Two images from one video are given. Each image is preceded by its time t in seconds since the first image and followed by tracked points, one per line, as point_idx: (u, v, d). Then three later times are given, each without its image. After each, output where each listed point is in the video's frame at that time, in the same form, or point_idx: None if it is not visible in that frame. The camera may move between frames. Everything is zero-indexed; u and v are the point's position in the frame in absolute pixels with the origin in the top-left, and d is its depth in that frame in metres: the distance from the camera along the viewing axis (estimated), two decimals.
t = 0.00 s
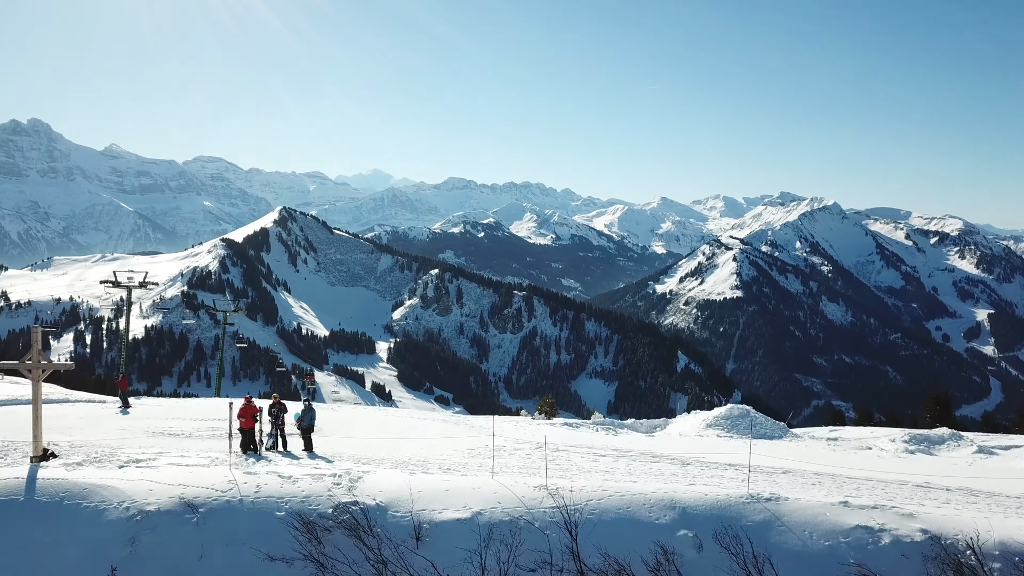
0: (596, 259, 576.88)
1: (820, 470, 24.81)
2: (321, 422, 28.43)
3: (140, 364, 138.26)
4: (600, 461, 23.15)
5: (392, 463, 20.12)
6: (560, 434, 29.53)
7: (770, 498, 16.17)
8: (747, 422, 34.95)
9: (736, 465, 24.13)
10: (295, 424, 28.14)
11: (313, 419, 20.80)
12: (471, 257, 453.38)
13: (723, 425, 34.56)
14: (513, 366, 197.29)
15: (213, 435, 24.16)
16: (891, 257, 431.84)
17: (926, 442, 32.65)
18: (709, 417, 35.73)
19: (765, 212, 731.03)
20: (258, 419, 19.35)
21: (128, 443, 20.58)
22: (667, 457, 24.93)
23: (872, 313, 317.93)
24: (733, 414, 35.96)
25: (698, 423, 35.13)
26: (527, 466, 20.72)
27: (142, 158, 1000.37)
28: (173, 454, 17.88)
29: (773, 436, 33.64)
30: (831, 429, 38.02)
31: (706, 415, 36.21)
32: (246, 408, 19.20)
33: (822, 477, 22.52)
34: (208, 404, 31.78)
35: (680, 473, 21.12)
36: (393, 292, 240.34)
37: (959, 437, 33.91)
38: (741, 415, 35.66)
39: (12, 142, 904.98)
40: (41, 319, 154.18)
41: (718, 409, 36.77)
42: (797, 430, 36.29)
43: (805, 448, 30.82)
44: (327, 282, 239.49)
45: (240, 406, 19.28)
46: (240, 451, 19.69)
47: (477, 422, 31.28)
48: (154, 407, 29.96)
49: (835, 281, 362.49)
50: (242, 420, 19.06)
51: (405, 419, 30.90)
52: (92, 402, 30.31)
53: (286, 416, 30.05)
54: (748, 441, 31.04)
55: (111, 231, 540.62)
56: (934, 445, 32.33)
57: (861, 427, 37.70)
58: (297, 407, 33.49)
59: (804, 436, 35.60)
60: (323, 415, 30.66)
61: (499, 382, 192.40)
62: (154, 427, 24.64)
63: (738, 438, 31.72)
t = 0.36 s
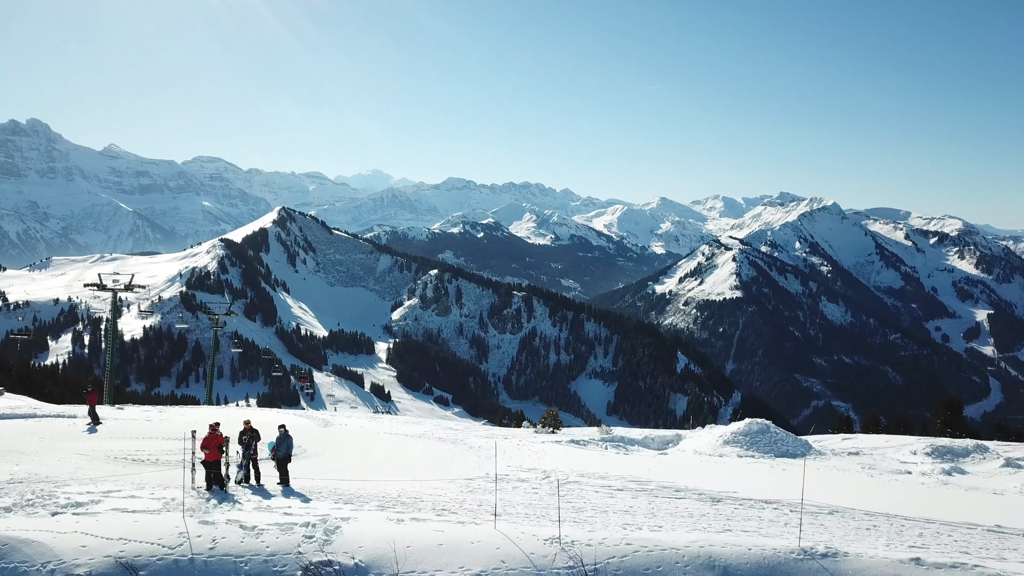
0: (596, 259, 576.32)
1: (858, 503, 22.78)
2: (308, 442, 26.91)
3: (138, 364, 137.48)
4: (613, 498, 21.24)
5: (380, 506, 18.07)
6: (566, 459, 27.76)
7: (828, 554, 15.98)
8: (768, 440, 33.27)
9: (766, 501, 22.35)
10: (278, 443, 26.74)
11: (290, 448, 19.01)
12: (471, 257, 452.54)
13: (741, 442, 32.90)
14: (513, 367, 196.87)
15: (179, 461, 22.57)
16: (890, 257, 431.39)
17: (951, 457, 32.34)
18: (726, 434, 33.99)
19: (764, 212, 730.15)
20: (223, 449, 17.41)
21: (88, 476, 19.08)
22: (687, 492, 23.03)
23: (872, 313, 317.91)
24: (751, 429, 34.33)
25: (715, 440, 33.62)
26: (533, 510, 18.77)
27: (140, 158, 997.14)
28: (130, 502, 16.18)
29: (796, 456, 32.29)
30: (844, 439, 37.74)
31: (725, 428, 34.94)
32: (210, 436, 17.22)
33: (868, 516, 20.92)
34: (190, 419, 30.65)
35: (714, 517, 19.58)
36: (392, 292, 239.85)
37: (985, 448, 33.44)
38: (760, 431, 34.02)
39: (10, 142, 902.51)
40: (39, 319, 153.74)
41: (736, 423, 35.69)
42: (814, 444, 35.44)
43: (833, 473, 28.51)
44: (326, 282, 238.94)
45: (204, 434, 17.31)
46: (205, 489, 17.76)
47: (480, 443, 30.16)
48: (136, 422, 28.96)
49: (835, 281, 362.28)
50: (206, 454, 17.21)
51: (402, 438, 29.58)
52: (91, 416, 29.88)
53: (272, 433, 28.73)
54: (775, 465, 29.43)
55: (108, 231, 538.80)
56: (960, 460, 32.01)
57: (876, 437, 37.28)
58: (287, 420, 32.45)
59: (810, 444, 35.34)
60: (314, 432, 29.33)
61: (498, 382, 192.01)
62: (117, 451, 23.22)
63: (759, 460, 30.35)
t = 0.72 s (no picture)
0: (595, 260, 576.20)
1: (929, 545, 19.62)
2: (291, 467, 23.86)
3: (136, 365, 137.22)
4: (636, 546, 17.46)
5: (362, 561, 14.37)
6: (575, 489, 24.39)
7: None
8: (792, 460, 30.75)
9: (820, 550, 18.25)
10: (258, 465, 23.88)
11: (259, 487, 15.32)
12: (470, 257, 452.33)
13: (763, 462, 30.46)
14: (512, 367, 195.80)
15: (135, 491, 18.93)
16: (890, 257, 430.89)
17: (977, 472, 31.48)
18: (747, 451, 31.61)
19: (763, 212, 730.39)
20: (177, 494, 14.01)
21: (20, 511, 15.55)
22: (725, 537, 19.11)
23: (871, 313, 317.62)
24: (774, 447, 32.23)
25: (735, 458, 31.22)
26: (552, 569, 15.12)
27: (139, 159, 996.58)
28: (67, 553, 12.56)
29: (823, 477, 29.90)
30: (857, 449, 36.86)
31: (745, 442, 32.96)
32: (162, 476, 13.94)
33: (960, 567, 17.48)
34: (171, 436, 28.49)
35: (764, 575, 15.85)
36: (391, 293, 238.89)
37: (1011, 461, 32.41)
38: (784, 450, 31.48)
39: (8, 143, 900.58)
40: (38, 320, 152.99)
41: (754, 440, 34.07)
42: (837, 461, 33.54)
43: (880, 504, 24.74)
44: (324, 282, 237.95)
45: (155, 473, 14.00)
46: (155, 536, 14.19)
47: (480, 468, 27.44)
48: (110, 441, 26.50)
49: (834, 282, 362.31)
50: (156, 499, 13.76)
51: (396, 462, 27.12)
52: (81, 427, 28.83)
53: (255, 452, 26.23)
54: (805, 492, 26.17)
55: (107, 232, 538.58)
56: (987, 475, 31.15)
57: (891, 446, 36.35)
58: (272, 437, 30.06)
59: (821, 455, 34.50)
60: (301, 454, 26.88)
61: (497, 382, 191.34)
62: (67, 478, 19.61)
63: (788, 484, 27.79)
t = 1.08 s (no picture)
0: (594, 260, 575.96)
1: None
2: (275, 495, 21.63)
3: (135, 365, 136.45)
4: None
5: None
6: (585, 524, 20.63)
7: None
8: (822, 482, 26.07)
9: None
10: (232, 494, 21.41)
11: (217, 540, 13.22)
12: (469, 257, 452.20)
13: (793, 488, 25.50)
14: (511, 367, 195.23)
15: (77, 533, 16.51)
16: (889, 257, 429.76)
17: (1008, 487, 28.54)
18: (771, 475, 26.47)
19: (763, 213, 729.59)
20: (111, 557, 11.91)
21: None
22: None
23: (870, 313, 316.94)
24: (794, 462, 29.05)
25: (756, 477, 26.67)
26: None
27: (139, 159, 996.77)
28: None
29: (856, 503, 25.30)
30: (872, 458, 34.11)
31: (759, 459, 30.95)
32: (91, 535, 11.77)
33: None
34: (151, 456, 26.66)
35: None
36: (390, 293, 238.30)
37: None
38: (810, 471, 26.69)
39: (9, 142, 900.90)
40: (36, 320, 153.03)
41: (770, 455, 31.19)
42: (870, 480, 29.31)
43: (947, 545, 19.88)
44: (323, 282, 237.32)
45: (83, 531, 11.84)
46: None
47: (470, 496, 23.99)
48: (77, 463, 24.16)
49: (833, 282, 361.88)
50: (87, 562, 11.74)
51: (384, 488, 24.40)
52: (72, 437, 28.19)
53: (233, 477, 23.76)
54: (846, 528, 21.34)
55: (106, 232, 538.63)
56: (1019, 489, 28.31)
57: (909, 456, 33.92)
58: (257, 457, 28.09)
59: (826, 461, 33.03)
60: (282, 479, 24.33)
61: (496, 383, 190.85)
62: (16, 516, 17.59)
63: (824, 515, 23.13)
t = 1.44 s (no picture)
0: (593, 260, 575.55)
1: None
2: (252, 534, 16.65)
3: (133, 365, 135.50)
4: None
5: None
6: (612, 571, 15.86)
7: None
8: (856, 510, 20.89)
9: None
10: (200, 529, 16.83)
11: None
12: (468, 258, 451.93)
13: (827, 515, 20.43)
14: (510, 368, 194.37)
15: None
16: (888, 257, 429.16)
17: None
18: (801, 498, 21.35)
19: (762, 213, 729.47)
20: None
21: None
22: None
23: (870, 314, 316.14)
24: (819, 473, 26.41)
25: (782, 503, 21.46)
26: None
27: (137, 159, 995.44)
28: None
29: (895, 535, 20.20)
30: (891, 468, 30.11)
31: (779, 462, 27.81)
32: None
33: None
34: (120, 472, 22.65)
35: None
36: (389, 293, 237.37)
37: None
38: (844, 497, 21.46)
39: (7, 142, 898.88)
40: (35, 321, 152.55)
41: (794, 461, 27.31)
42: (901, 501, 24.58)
43: None
44: (322, 283, 236.28)
45: None
46: None
47: (487, 531, 18.69)
48: (27, 491, 19.14)
49: (832, 283, 361.66)
50: None
51: (377, 520, 19.10)
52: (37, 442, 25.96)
53: (202, 506, 18.96)
54: None
55: (105, 233, 538.36)
56: None
57: (929, 465, 30.07)
58: (235, 481, 22.88)
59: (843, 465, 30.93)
60: (252, 503, 19.68)
61: (496, 383, 190.11)
62: None
63: (872, 553, 18.12)
